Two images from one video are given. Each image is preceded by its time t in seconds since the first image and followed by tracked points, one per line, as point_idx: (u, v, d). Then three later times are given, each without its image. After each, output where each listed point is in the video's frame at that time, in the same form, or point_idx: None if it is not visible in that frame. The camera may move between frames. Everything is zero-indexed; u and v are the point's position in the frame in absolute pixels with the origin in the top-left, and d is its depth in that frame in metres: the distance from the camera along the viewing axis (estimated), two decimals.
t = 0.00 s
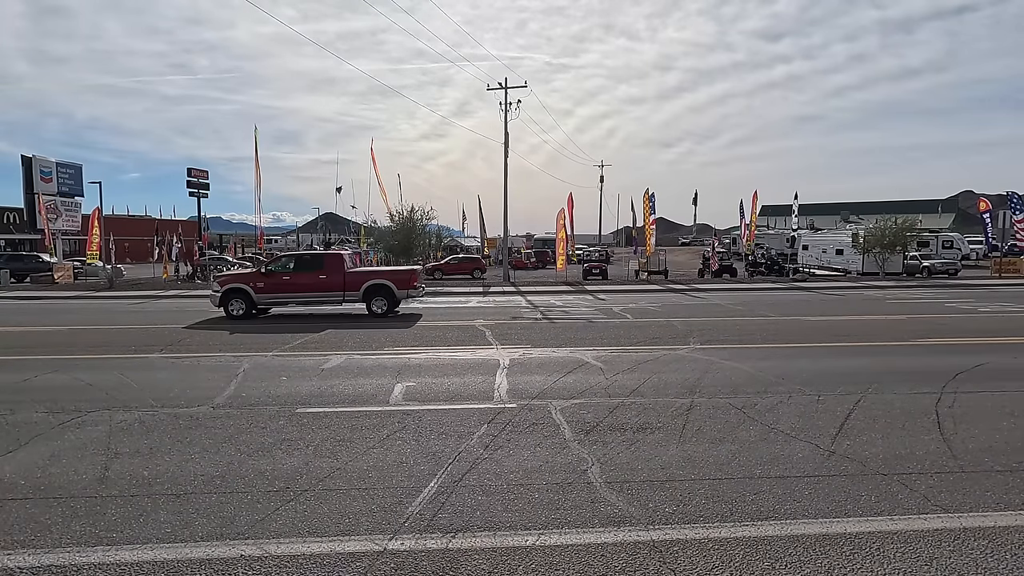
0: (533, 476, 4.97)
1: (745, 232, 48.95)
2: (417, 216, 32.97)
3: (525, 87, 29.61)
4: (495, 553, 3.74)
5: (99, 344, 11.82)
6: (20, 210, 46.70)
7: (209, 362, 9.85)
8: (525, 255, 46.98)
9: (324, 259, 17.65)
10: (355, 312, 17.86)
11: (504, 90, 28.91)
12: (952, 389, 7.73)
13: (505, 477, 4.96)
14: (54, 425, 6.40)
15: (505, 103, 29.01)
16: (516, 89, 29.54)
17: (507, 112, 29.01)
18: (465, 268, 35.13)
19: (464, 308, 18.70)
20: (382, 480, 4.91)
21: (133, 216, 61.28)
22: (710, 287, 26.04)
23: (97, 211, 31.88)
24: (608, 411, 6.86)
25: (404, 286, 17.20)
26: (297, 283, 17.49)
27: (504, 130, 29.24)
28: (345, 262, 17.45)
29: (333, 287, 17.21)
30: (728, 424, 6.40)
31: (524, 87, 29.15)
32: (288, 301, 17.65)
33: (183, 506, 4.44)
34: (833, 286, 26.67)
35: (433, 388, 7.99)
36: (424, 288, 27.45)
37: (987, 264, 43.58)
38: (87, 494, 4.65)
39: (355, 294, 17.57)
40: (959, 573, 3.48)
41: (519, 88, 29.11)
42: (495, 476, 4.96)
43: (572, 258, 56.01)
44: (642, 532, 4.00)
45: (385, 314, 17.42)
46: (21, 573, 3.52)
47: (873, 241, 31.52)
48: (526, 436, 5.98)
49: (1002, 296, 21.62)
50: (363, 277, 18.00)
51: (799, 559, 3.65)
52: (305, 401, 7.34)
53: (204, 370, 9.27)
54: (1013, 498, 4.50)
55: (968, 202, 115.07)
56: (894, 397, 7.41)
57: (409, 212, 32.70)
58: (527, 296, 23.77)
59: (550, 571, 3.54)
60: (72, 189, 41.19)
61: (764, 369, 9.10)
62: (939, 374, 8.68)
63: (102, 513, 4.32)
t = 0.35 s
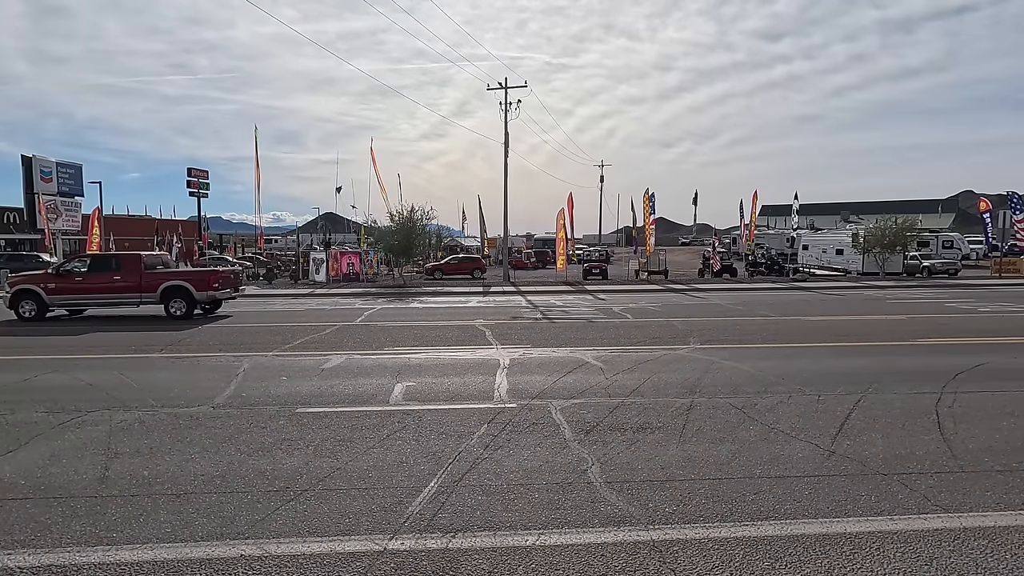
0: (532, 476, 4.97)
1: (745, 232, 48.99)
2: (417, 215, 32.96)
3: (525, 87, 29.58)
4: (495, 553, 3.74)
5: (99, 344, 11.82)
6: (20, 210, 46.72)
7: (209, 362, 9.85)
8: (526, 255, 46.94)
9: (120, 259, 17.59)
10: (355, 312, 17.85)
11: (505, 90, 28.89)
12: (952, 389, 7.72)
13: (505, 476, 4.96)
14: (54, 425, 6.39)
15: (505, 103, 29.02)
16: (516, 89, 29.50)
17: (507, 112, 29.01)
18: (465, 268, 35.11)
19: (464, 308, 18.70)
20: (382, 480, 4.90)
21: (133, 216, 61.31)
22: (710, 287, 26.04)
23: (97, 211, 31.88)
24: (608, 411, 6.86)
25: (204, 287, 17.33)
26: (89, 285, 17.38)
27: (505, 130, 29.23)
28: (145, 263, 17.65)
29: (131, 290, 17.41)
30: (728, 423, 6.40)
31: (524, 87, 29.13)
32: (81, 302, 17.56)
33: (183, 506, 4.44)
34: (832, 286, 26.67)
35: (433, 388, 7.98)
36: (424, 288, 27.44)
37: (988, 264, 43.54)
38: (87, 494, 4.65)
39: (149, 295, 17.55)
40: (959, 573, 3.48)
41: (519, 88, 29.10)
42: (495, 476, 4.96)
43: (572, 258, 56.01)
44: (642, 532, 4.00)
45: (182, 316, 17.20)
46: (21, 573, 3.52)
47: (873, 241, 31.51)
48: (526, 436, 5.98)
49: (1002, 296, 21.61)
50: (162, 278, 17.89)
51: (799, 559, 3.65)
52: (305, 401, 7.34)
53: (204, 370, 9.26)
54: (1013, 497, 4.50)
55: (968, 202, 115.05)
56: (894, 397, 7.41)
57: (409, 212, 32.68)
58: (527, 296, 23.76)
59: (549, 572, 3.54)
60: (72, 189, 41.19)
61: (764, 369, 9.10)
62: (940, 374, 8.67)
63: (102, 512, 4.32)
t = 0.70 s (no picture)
0: (532, 476, 4.97)
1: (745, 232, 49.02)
2: (417, 216, 32.98)
3: (525, 87, 29.61)
4: (495, 553, 3.74)
5: (99, 344, 11.83)
6: (20, 210, 46.73)
7: (209, 362, 9.85)
8: (526, 255, 46.95)
9: None
10: (354, 313, 17.85)
11: (504, 90, 28.90)
12: (952, 389, 7.73)
13: (505, 476, 4.96)
14: (54, 425, 6.39)
15: (505, 103, 29.02)
16: (516, 89, 29.48)
17: (507, 112, 29.02)
18: (465, 268, 35.11)
19: (464, 308, 18.71)
20: (382, 480, 4.91)
21: (133, 216, 61.33)
22: (710, 287, 26.06)
23: (97, 210, 31.90)
24: (608, 411, 6.86)
25: None
26: None
27: (505, 130, 29.24)
28: None
29: None
30: (728, 424, 6.40)
31: (524, 87, 29.14)
32: None
33: (183, 506, 4.44)
34: (832, 286, 26.68)
35: (433, 388, 7.99)
36: (424, 288, 27.43)
37: (987, 264, 43.54)
38: (87, 494, 4.65)
39: None
40: (959, 573, 3.48)
41: (519, 88, 29.10)
42: (495, 476, 4.96)
43: (572, 258, 56.02)
44: (643, 532, 4.00)
45: None
46: (21, 573, 3.52)
47: (873, 241, 31.52)
48: (526, 436, 5.98)
49: (1003, 296, 21.61)
50: None
51: (799, 559, 3.65)
52: (305, 401, 7.34)
53: (203, 370, 9.26)
54: (1013, 498, 4.50)
55: (968, 202, 115.03)
56: (894, 397, 7.41)
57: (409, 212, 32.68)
58: (527, 296, 23.77)
59: (549, 572, 3.54)
60: (72, 189, 41.21)
61: (764, 369, 9.09)
62: (940, 374, 8.67)
63: (102, 513, 4.32)
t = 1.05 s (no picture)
0: (532, 476, 4.97)
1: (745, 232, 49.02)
2: (417, 215, 32.98)
3: (524, 87, 29.64)
4: (495, 553, 3.74)
5: (99, 344, 11.82)
6: (20, 210, 46.70)
7: (209, 362, 9.85)
8: (526, 255, 46.94)
9: None
10: (354, 313, 17.85)
11: (504, 90, 28.89)
12: (952, 389, 7.72)
13: (505, 476, 4.96)
14: (54, 425, 6.39)
15: (505, 103, 29.03)
16: (516, 89, 29.47)
17: (507, 112, 29.02)
18: (465, 267, 35.11)
19: (464, 308, 18.71)
20: (382, 480, 4.91)
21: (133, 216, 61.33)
22: (710, 287, 26.05)
23: (97, 210, 31.88)
24: (608, 411, 6.86)
25: None
26: None
27: (505, 130, 29.26)
28: None
29: None
30: (728, 424, 6.40)
31: (524, 87, 29.16)
32: None
33: (183, 506, 4.45)
34: (833, 286, 26.68)
35: (433, 388, 7.99)
36: (424, 288, 27.42)
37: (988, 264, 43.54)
38: (87, 494, 4.65)
39: None
40: (958, 573, 3.48)
41: (519, 88, 29.10)
42: (495, 476, 4.96)
43: (572, 258, 56.00)
44: (642, 532, 4.00)
45: None
46: (21, 573, 3.52)
47: (873, 241, 31.53)
48: (526, 436, 5.98)
49: (1003, 296, 21.61)
50: None
51: (799, 559, 3.65)
52: (305, 401, 7.34)
53: (203, 370, 9.26)
54: (1013, 498, 4.50)
55: (968, 202, 115.02)
56: (894, 397, 7.41)
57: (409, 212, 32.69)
58: (527, 296, 23.77)
59: (549, 572, 3.54)
60: (72, 189, 41.20)
61: (765, 369, 9.09)
62: (940, 374, 8.67)
63: (102, 513, 4.32)
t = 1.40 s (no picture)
0: (533, 476, 4.96)
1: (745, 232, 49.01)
2: (417, 215, 32.98)
3: (524, 86, 29.66)
4: (495, 553, 3.74)
5: (99, 344, 11.81)
6: (20, 210, 46.68)
7: (209, 362, 9.84)
8: (526, 255, 46.92)
9: None
10: (354, 313, 17.83)
11: (505, 90, 28.88)
12: (952, 389, 7.72)
13: (505, 476, 4.96)
14: (54, 425, 6.39)
15: (505, 103, 29.03)
16: (516, 89, 29.45)
17: (507, 112, 29.02)
18: (465, 267, 35.09)
19: (465, 308, 18.70)
20: (383, 480, 4.91)
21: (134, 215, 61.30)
22: (710, 287, 26.04)
23: (98, 210, 31.85)
24: (608, 411, 6.86)
25: None
26: None
27: (505, 130, 29.23)
28: None
29: None
30: (728, 423, 6.39)
31: (524, 87, 29.14)
32: None
33: (183, 506, 4.44)
34: (833, 286, 26.66)
35: (433, 388, 7.98)
36: (424, 288, 27.40)
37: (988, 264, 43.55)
38: (87, 494, 4.65)
39: None
40: (959, 573, 3.47)
41: (519, 88, 29.10)
42: (495, 476, 4.96)
43: (572, 258, 55.97)
44: (642, 532, 4.00)
45: None
46: (21, 573, 3.52)
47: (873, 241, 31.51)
48: (526, 436, 5.98)
49: (1003, 296, 21.60)
50: None
51: (799, 559, 3.65)
52: (305, 401, 7.34)
53: (203, 370, 9.26)
54: (1014, 498, 4.50)
55: (968, 202, 114.99)
56: (894, 397, 7.41)
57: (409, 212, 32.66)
58: (527, 296, 23.76)
59: (549, 572, 3.53)
60: (72, 189, 41.18)
61: (765, 369, 9.09)
62: (940, 374, 8.67)
63: (102, 513, 4.32)
